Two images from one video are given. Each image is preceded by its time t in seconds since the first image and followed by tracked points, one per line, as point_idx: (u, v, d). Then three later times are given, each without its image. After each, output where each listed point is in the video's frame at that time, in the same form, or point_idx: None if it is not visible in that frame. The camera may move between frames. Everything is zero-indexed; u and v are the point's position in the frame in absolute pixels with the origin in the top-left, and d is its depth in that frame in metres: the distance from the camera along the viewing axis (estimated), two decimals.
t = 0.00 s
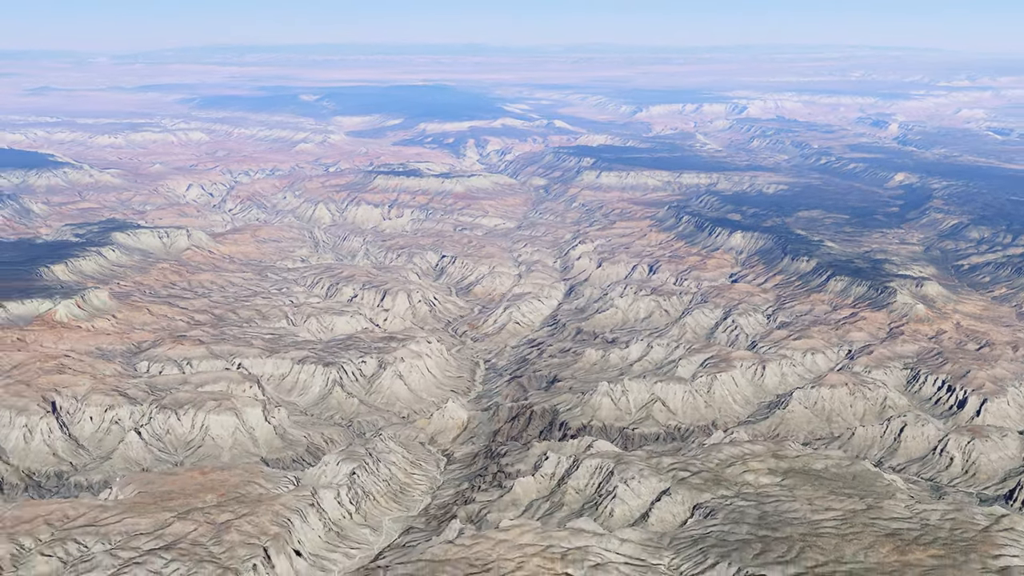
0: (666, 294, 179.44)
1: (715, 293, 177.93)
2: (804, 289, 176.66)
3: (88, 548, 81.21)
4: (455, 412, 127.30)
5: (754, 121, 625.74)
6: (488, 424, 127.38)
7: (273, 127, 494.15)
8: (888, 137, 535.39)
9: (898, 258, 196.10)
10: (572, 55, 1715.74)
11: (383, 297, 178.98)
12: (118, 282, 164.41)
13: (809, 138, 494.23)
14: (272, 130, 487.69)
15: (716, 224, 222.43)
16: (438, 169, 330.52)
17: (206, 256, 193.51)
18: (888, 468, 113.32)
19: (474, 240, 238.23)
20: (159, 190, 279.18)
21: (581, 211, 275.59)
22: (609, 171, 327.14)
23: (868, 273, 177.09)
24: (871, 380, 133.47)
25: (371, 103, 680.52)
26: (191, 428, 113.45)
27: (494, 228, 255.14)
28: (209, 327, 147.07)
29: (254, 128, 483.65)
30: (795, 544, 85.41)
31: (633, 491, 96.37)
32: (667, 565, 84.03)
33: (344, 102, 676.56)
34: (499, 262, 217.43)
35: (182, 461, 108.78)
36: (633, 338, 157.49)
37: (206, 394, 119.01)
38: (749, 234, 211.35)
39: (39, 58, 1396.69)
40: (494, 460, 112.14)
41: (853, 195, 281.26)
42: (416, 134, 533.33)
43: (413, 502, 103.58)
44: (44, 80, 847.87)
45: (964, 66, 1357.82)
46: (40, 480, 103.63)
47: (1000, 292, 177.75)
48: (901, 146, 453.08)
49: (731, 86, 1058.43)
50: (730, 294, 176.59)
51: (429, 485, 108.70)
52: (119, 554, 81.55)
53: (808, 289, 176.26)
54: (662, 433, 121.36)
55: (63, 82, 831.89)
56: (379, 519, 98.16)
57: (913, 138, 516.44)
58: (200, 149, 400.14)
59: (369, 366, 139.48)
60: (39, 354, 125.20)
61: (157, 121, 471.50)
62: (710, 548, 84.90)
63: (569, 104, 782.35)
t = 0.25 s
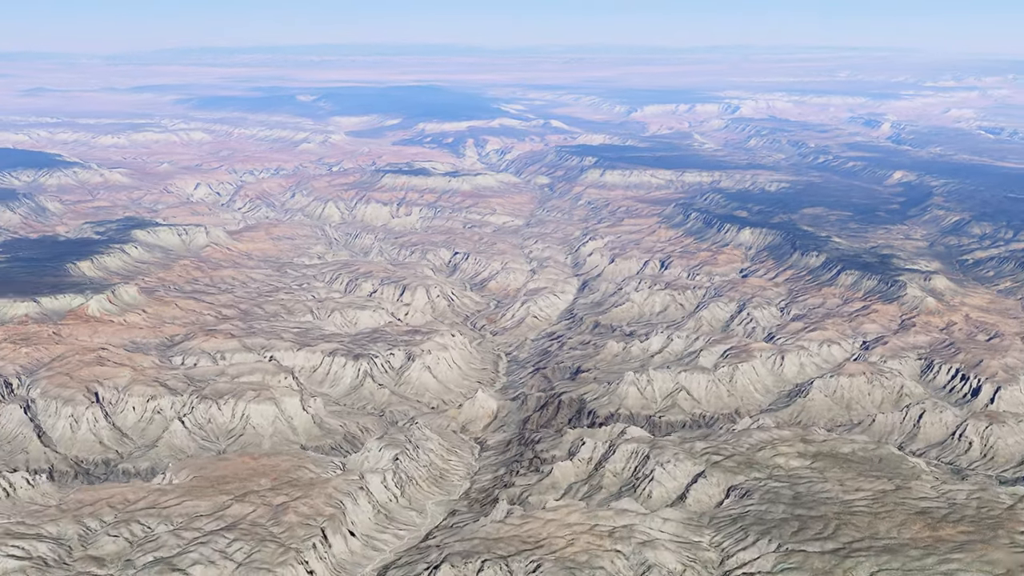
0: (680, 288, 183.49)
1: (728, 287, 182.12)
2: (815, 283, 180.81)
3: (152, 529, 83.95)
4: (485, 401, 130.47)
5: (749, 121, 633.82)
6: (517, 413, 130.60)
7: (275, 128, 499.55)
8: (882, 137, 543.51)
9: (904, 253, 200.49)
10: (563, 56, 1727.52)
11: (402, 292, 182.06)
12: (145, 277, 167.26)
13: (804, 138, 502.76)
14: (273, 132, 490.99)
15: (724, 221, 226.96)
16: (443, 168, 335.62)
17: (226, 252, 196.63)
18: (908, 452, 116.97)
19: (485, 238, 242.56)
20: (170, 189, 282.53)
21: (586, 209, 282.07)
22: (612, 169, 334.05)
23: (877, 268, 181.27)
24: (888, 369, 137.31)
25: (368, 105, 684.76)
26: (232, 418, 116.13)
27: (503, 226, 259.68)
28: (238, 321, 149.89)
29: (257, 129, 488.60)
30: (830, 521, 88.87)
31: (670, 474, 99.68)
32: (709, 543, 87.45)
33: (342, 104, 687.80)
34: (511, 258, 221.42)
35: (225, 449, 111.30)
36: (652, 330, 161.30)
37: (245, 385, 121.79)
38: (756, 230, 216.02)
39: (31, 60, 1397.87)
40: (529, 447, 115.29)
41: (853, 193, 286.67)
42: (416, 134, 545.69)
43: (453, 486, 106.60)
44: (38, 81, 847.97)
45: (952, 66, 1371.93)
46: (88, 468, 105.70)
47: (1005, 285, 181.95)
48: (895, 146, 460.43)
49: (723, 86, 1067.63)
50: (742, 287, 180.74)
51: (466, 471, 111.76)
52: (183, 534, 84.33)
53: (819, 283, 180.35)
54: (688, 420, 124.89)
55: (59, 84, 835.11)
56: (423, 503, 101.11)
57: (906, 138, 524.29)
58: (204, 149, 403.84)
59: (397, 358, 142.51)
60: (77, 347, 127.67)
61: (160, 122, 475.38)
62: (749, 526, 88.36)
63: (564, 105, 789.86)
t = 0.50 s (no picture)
0: (693, 283, 187.26)
1: (740, 282, 185.95)
2: (825, 278, 184.67)
3: (210, 512, 86.56)
4: (513, 392, 133.42)
5: (744, 121, 640.61)
6: (544, 403, 133.66)
7: (275, 129, 503.09)
8: (876, 137, 550.30)
9: (909, 248, 204.54)
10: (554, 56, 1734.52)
11: (420, 288, 184.76)
12: (168, 273, 169.72)
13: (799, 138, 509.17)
14: (273, 134, 493.93)
15: (731, 218, 231.18)
16: (447, 168, 339.56)
17: (244, 249, 199.34)
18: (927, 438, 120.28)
19: (494, 235, 246.37)
20: (179, 188, 285.13)
21: (591, 207, 286.87)
22: (614, 168, 339.51)
23: (885, 262, 185.13)
24: (902, 359, 140.80)
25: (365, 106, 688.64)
26: (269, 408, 118.70)
27: (511, 223, 263.69)
28: (264, 316, 152.43)
29: (258, 130, 492.07)
30: (862, 501, 92.09)
31: (703, 458, 102.85)
32: (747, 522, 90.64)
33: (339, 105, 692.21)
34: (522, 254, 224.94)
35: (265, 438, 113.75)
36: (668, 323, 164.87)
37: (280, 376, 124.37)
38: (764, 226, 220.31)
39: (21, 60, 1396.34)
40: (560, 435, 118.26)
41: (854, 191, 291.63)
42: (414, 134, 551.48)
43: (490, 472, 109.51)
44: (32, 83, 847.57)
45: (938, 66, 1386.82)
46: (133, 456, 107.92)
47: (1010, 278, 185.99)
48: (889, 146, 467.02)
49: (714, 86, 1076.04)
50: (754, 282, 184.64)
51: (501, 457, 114.68)
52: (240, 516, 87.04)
53: (829, 278, 184.21)
54: (712, 408, 128.23)
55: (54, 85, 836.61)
56: (463, 488, 103.86)
57: (899, 137, 531.19)
58: (207, 149, 406.44)
59: (423, 351, 145.26)
60: (112, 341, 130.08)
61: (161, 123, 478.03)
62: (785, 506, 91.53)
63: (559, 105, 795.53)
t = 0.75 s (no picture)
0: (704, 278, 190.78)
1: (750, 277, 189.60)
2: (833, 272, 188.40)
3: (263, 496, 89.07)
4: (538, 383, 136.28)
5: (738, 121, 646.83)
6: (569, 394, 136.61)
7: (274, 129, 505.61)
8: (868, 136, 556.65)
9: (913, 244, 208.47)
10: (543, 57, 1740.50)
11: (435, 284, 187.34)
12: (190, 269, 171.88)
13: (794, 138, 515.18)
14: (271, 134, 495.93)
15: (736, 216, 235.26)
16: (450, 167, 343.09)
17: (259, 247, 201.69)
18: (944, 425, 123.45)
19: (502, 233, 249.75)
20: (187, 187, 287.15)
21: (596, 205, 291.21)
22: (616, 168, 344.19)
23: (892, 258, 188.84)
24: (916, 350, 144.13)
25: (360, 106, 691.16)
26: (304, 399, 121.16)
27: (518, 222, 267.29)
28: (288, 311, 154.71)
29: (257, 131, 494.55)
30: (891, 483, 95.23)
31: (734, 444, 105.96)
32: (781, 504, 93.75)
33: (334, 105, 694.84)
34: (532, 251, 228.21)
35: (301, 428, 116.14)
36: (683, 317, 168.24)
37: (312, 369, 126.78)
38: (770, 224, 224.47)
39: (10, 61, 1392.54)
40: (589, 424, 121.11)
41: (853, 189, 296.45)
42: (411, 134, 555.49)
43: (524, 459, 112.36)
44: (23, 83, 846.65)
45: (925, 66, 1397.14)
46: (174, 446, 110.09)
47: (1013, 273, 189.94)
48: (882, 145, 473.27)
49: (705, 87, 1083.60)
50: (764, 277, 188.27)
51: (532, 445, 117.51)
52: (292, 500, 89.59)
53: (837, 273, 187.86)
54: (734, 398, 131.43)
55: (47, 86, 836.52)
56: (500, 474, 106.55)
57: (892, 137, 537.84)
58: (208, 149, 408.45)
59: (447, 344, 147.90)
60: (144, 335, 132.19)
61: (160, 124, 479.75)
62: (817, 489, 94.64)
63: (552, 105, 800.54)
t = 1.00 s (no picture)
0: (714, 274, 194.27)
1: (759, 272, 193.30)
2: (841, 268, 191.91)
3: (312, 482, 91.46)
4: (561, 374, 138.98)
5: (730, 121, 653.26)
6: (592, 386, 139.42)
7: (272, 129, 508.12)
8: (860, 135, 563.06)
9: (916, 239, 212.39)
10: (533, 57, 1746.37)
11: (450, 280, 189.90)
12: (210, 266, 173.96)
13: (787, 137, 521.57)
14: (269, 135, 497.44)
15: (741, 214, 239.33)
16: (452, 166, 346.53)
17: (274, 245, 203.97)
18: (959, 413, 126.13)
19: (509, 230, 253.21)
20: (194, 186, 289.10)
21: (599, 204, 295.32)
22: (616, 168, 348.67)
23: (898, 253, 192.39)
24: (927, 341, 147.34)
25: (355, 106, 693.31)
26: (335, 391, 123.44)
27: (524, 220, 270.75)
28: (311, 306, 156.99)
29: (255, 132, 496.86)
30: (918, 467, 98.07)
31: (762, 430, 108.82)
32: (812, 487, 96.75)
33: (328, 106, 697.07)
34: (541, 248, 231.62)
35: (334, 419, 118.38)
36: (697, 311, 171.64)
37: (342, 362, 129.03)
38: (775, 222, 228.59)
39: None
40: (615, 414, 123.96)
41: (851, 188, 301.41)
42: (407, 134, 558.49)
43: (555, 448, 115.10)
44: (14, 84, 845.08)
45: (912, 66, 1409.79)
46: (212, 436, 112.15)
47: (1016, 267, 193.59)
48: (875, 144, 479.46)
49: (696, 87, 1091.29)
50: (773, 272, 191.87)
51: (561, 434, 120.32)
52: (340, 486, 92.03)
53: (845, 268, 191.50)
54: (753, 388, 134.52)
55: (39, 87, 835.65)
56: (534, 462, 109.21)
57: (883, 136, 544.41)
58: (209, 149, 410.32)
59: (469, 338, 150.54)
60: (174, 330, 134.17)
61: (159, 125, 481.32)
62: (846, 472, 97.66)
63: (544, 105, 805.24)
